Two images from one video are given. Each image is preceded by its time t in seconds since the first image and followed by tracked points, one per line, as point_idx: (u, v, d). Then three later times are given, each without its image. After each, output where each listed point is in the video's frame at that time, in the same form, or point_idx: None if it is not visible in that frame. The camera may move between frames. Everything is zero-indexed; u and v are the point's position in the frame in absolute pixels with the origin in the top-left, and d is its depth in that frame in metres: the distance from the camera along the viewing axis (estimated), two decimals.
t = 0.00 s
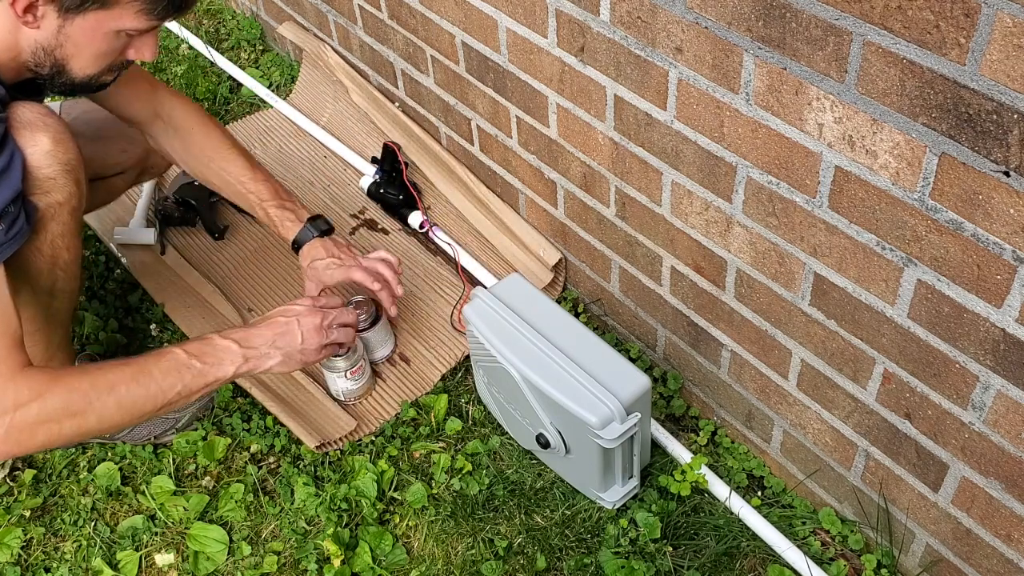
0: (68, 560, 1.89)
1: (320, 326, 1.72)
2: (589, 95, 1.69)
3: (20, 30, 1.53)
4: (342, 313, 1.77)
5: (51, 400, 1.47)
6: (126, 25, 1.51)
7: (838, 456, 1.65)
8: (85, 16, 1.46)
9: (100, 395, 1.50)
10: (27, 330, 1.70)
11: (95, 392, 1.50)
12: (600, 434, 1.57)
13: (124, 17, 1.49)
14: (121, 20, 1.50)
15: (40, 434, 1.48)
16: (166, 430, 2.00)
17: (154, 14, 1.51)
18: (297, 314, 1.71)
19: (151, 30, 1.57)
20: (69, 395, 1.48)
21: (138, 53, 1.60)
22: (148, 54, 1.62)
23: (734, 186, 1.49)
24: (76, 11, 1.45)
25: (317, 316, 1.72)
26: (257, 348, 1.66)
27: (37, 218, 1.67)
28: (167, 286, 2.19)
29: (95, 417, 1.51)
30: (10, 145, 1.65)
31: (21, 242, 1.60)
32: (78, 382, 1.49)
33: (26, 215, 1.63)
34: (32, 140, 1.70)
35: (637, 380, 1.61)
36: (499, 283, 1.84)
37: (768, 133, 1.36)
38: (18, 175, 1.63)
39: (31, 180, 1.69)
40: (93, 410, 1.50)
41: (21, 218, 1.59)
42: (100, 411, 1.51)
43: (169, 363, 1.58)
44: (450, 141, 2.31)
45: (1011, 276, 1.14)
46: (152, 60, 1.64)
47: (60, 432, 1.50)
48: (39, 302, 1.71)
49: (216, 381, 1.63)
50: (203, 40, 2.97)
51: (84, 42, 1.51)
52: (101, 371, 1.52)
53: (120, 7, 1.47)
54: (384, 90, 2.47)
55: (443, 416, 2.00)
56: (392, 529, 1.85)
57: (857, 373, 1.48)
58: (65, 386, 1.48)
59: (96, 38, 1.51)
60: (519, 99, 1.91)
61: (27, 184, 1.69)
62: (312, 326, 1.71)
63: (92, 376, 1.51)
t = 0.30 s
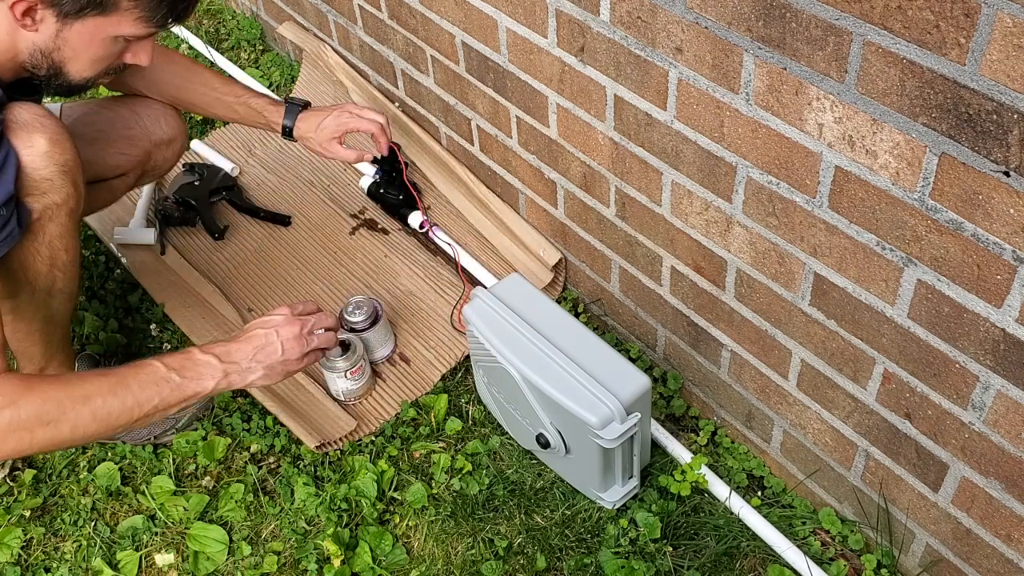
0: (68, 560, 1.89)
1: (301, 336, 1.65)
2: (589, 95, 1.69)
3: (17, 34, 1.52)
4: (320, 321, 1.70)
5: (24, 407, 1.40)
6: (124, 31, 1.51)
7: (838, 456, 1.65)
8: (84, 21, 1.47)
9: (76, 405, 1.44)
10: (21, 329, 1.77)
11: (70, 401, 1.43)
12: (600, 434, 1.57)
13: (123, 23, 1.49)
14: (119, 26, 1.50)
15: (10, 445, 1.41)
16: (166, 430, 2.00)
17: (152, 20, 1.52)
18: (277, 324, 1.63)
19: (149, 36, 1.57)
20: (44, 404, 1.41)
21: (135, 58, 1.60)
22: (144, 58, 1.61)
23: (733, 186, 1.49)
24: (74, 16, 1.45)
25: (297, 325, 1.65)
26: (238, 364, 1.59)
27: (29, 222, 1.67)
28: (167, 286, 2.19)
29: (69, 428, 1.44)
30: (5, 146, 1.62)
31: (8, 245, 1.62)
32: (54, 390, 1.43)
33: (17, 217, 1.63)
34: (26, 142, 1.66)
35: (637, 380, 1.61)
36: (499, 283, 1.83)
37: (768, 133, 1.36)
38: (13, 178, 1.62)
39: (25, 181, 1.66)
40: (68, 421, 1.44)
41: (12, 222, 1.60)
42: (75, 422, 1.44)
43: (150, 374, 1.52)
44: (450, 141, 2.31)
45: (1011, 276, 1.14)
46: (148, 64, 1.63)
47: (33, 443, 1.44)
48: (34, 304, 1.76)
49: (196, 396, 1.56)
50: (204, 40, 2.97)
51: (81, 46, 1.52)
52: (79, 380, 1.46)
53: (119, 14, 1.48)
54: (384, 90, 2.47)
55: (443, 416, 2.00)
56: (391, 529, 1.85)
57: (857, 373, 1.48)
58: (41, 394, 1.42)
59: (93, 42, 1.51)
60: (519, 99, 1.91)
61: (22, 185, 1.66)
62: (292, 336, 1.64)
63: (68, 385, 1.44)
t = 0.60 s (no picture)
0: (68, 560, 1.89)
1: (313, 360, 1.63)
2: (589, 95, 1.69)
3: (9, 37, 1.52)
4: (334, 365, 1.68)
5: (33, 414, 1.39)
6: (118, 34, 1.51)
7: (838, 456, 1.65)
8: (78, 25, 1.47)
9: (85, 414, 1.43)
10: (18, 329, 1.77)
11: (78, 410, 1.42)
12: (600, 434, 1.57)
13: (117, 27, 1.49)
14: (113, 30, 1.50)
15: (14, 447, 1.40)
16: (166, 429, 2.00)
17: (147, 24, 1.52)
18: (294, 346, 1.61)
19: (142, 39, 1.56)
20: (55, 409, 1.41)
21: (129, 60, 1.60)
22: (138, 62, 1.61)
23: (734, 186, 1.49)
24: (68, 20, 1.45)
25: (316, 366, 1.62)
26: (249, 387, 1.58)
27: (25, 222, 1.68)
28: (167, 286, 2.20)
29: (78, 433, 1.43)
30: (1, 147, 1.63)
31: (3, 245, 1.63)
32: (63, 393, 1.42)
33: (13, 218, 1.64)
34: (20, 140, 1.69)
35: (637, 380, 1.61)
36: (499, 283, 1.83)
37: (768, 133, 1.36)
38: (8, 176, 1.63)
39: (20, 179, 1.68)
40: (78, 427, 1.43)
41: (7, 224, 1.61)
42: (83, 430, 1.44)
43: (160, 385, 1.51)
44: (450, 141, 2.31)
45: (1011, 276, 1.14)
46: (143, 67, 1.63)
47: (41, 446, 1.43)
48: (31, 304, 1.75)
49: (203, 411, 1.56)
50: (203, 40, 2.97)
51: (75, 50, 1.51)
52: (86, 388, 1.44)
53: (113, 18, 1.48)
54: (384, 90, 2.47)
55: (443, 416, 2.00)
56: (391, 529, 1.85)
57: (857, 373, 1.48)
58: (48, 398, 1.40)
59: (87, 45, 1.51)
60: (519, 99, 1.91)
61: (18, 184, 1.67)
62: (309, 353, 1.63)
63: (77, 391, 1.43)
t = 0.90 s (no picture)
0: (67, 560, 1.89)
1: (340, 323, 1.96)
2: (589, 95, 1.69)
3: (24, 40, 1.52)
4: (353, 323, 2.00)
5: (35, 375, 1.52)
6: (130, 22, 1.54)
7: (838, 456, 1.65)
8: (94, 21, 1.48)
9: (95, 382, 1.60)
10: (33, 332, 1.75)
11: (103, 365, 1.61)
12: (600, 434, 1.57)
13: (130, 16, 1.52)
14: (126, 19, 1.53)
15: (35, 407, 1.55)
16: (166, 429, 2.02)
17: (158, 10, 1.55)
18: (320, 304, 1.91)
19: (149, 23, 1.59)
20: (56, 365, 1.54)
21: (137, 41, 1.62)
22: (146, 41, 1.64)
23: (734, 186, 1.49)
24: (85, 18, 1.46)
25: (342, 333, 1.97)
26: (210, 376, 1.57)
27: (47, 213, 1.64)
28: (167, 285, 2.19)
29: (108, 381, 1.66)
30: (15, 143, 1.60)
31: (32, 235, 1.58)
32: (68, 355, 1.57)
33: (35, 209, 1.60)
34: (36, 134, 1.67)
35: (637, 380, 1.61)
36: (499, 283, 1.83)
37: (768, 133, 1.36)
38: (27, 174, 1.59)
39: (36, 173, 1.65)
40: (77, 377, 1.57)
41: (35, 217, 1.58)
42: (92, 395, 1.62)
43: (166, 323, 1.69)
44: (450, 141, 2.31)
45: (1011, 276, 1.14)
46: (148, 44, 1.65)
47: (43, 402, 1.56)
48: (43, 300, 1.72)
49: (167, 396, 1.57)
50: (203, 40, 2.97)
51: (90, 44, 1.53)
52: (100, 340, 1.61)
53: (125, 7, 1.50)
54: (384, 90, 2.47)
55: (442, 416, 2.00)
56: (392, 529, 1.85)
57: (857, 373, 1.48)
58: (49, 359, 1.54)
59: (101, 36, 1.53)
60: (519, 99, 1.91)
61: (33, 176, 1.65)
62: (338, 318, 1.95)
63: (92, 349, 1.60)
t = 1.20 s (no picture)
0: (67, 560, 1.89)
1: (371, 266, 1.96)
2: (589, 95, 1.69)
3: (35, 52, 1.57)
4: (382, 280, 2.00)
5: (140, 332, 1.68)
6: (138, 30, 1.56)
7: (838, 456, 1.65)
8: (101, 34, 1.51)
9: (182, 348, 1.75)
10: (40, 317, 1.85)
11: (208, 329, 1.76)
12: (600, 434, 1.57)
13: (138, 25, 1.54)
14: (134, 29, 1.55)
15: (151, 365, 1.73)
16: (166, 429, 2.02)
17: (165, 18, 1.58)
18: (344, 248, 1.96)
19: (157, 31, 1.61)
20: (163, 326, 1.71)
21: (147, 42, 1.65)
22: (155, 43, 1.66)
23: (733, 186, 1.49)
24: (92, 32, 1.49)
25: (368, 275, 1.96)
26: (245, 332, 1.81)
27: (87, 196, 1.71)
28: (167, 286, 2.19)
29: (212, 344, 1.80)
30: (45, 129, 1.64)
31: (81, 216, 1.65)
32: (171, 318, 1.72)
33: (75, 191, 1.66)
34: (70, 121, 1.71)
35: (637, 380, 1.61)
36: (499, 283, 1.83)
37: (768, 133, 1.36)
38: (63, 156, 1.64)
39: (73, 159, 1.70)
40: (186, 337, 1.73)
41: (76, 200, 1.64)
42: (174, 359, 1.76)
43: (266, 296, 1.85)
44: (450, 141, 2.31)
45: (1011, 276, 1.14)
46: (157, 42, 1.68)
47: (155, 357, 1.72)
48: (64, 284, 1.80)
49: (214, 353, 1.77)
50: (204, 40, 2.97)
51: (100, 54, 1.57)
52: (205, 305, 1.77)
53: (132, 19, 1.52)
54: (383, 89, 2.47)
55: (443, 416, 2.00)
56: (391, 529, 1.85)
57: (857, 373, 1.48)
58: (157, 320, 1.70)
59: (109, 46, 1.56)
60: (519, 99, 1.91)
61: (71, 162, 1.70)
62: (366, 258, 1.96)
63: (197, 312, 1.76)
